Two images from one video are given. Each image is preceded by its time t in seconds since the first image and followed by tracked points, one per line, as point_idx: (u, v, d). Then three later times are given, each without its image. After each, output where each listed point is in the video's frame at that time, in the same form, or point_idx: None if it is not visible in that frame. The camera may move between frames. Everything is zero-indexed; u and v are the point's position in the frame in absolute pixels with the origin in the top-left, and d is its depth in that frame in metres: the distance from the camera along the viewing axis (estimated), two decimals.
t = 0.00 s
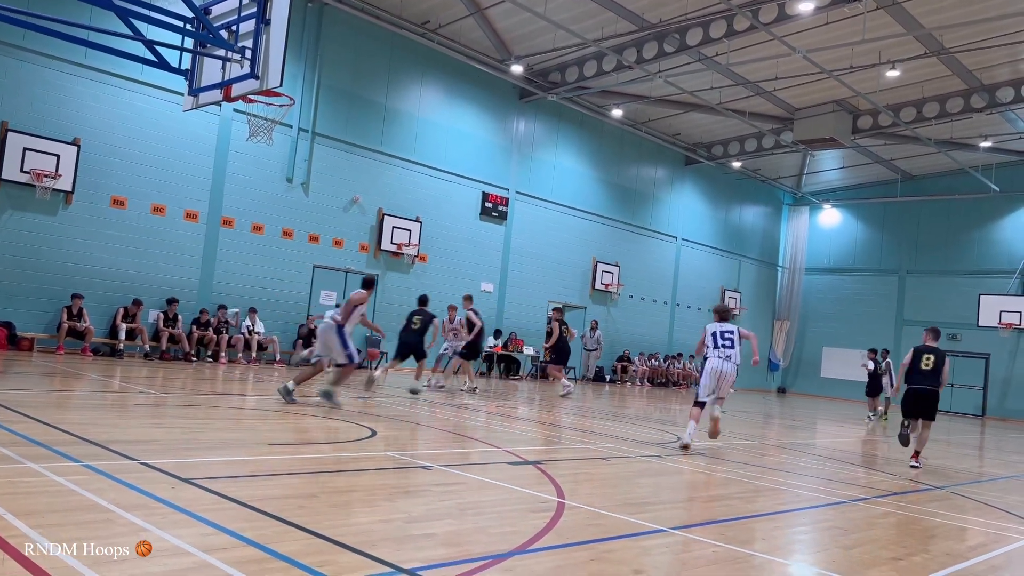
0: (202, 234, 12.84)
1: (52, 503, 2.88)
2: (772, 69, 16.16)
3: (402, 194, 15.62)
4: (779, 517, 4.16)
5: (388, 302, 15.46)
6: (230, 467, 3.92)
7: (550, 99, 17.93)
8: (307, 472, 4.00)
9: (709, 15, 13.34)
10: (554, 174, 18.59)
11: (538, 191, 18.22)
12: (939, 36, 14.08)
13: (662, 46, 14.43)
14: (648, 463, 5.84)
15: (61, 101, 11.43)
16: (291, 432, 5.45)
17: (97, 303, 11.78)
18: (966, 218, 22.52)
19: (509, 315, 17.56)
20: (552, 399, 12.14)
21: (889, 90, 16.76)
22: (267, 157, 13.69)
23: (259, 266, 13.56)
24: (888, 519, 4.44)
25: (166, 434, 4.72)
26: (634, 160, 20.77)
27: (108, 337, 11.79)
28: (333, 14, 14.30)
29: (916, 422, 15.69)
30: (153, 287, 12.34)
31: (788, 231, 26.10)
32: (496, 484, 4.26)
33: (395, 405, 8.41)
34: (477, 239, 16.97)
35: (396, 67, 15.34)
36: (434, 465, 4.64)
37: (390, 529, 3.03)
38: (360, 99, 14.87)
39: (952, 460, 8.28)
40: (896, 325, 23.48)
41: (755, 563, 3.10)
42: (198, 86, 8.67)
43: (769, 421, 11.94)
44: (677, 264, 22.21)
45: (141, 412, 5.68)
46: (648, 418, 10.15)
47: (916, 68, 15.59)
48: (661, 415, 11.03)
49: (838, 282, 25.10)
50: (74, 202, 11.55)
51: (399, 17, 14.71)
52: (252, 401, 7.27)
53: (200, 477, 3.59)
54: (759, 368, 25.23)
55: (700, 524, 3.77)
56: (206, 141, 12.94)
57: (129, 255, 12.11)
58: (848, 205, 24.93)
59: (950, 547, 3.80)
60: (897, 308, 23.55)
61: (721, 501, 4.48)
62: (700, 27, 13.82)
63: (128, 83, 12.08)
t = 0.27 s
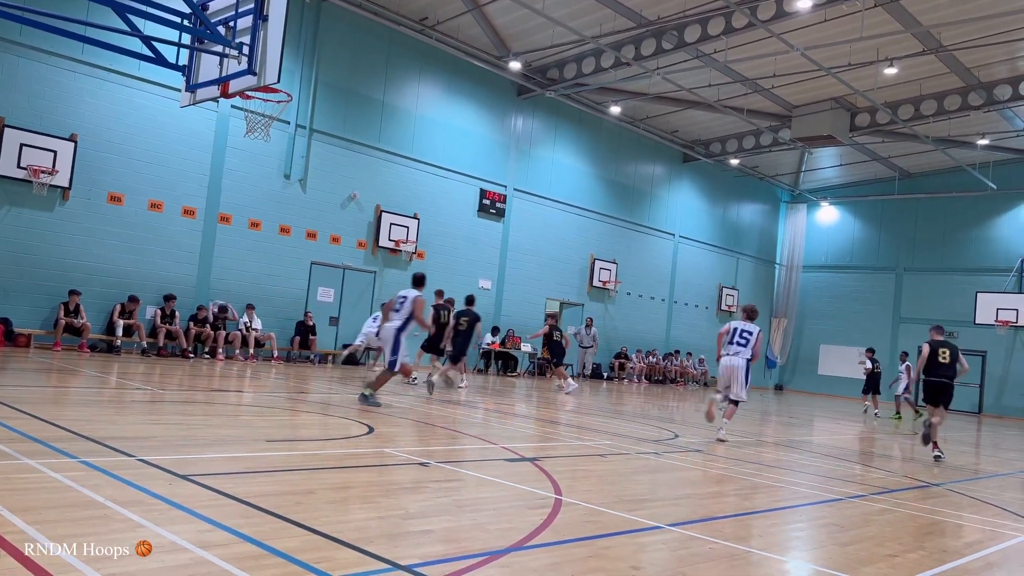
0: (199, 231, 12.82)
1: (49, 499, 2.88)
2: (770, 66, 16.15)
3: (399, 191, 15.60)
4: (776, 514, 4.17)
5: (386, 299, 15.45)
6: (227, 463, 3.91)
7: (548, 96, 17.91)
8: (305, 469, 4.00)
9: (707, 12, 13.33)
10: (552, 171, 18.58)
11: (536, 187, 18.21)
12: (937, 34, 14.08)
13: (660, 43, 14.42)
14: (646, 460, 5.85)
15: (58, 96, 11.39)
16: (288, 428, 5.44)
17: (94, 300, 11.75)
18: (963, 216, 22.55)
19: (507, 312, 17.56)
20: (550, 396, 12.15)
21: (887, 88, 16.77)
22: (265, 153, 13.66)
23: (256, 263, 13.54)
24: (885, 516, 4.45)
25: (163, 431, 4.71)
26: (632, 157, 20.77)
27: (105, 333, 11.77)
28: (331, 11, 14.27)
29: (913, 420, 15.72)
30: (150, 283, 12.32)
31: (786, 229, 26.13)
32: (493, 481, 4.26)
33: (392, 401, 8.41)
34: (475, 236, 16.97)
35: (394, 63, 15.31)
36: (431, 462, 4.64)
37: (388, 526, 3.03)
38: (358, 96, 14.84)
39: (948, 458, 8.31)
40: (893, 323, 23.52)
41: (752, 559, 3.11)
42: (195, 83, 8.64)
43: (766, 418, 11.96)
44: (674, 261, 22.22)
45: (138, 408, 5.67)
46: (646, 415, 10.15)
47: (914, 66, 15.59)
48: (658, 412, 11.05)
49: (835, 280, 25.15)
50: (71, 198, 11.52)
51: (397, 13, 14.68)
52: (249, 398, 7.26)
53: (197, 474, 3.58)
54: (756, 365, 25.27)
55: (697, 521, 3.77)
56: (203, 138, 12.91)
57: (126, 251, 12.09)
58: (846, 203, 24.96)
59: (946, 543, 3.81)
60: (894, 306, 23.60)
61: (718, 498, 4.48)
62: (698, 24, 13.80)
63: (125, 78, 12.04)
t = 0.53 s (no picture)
0: (196, 228, 12.80)
1: (46, 496, 2.87)
2: (769, 64, 16.15)
3: (397, 188, 15.59)
4: (773, 512, 4.18)
5: (383, 296, 15.45)
6: (225, 460, 3.91)
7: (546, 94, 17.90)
8: (303, 466, 4.00)
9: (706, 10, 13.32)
10: (550, 168, 18.57)
11: (534, 185, 18.19)
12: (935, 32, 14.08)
13: (659, 41, 14.41)
14: (643, 457, 5.86)
15: (55, 93, 11.36)
16: (286, 426, 5.44)
17: (91, 296, 11.72)
18: (961, 214, 22.58)
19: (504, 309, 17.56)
20: (548, 393, 12.16)
21: (885, 86, 16.78)
22: (263, 150, 13.63)
23: (254, 260, 13.52)
24: (881, 513, 4.46)
25: (161, 428, 4.71)
26: (630, 155, 20.76)
27: (103, 330, 11.74)
28: (329, 8, 14.24)
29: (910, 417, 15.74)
30: (148, 280, 12.30)
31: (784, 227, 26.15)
32: (491, 478, 4.27)
33: (390, 399, 8.41)
34: (473, 234, 16.96)
35: (392, 60, 15.29)
36: (429, 459, 4.64)
37: (386, 523, 3.04)
38: (356, 93, 14.82)
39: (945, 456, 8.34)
40: (891, 321, 23.56)
41: (749, 557, 3.12)
42: (192, 79, 8.63)
43: (764, 416, 11.98)
44: (672, 259, 22.23)
45: (135, 405, 5.67)
46: (643, 413, 10.16)
47: (911, 64, 15.60)
48: (656, 409, 11.06)
49: (832, 278, 25.20)
50: (68, 195, 11.49)
51: (395, 10, 14.65)
52: (247, 395, 7.26)
53: (195, 471, 3.59)
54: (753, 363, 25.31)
55: (694, 518, 3.78)
56: (201, 134, 12.88)
57: (124, 248, 12.06)
58: (844, 200, 24.99)
59: (943, 541, 3.83)
60: (891, 304, 23.64)
61: (715, 495, 4.50)
62: (696, 21, 13.79)
63: (123, 75, 12.00)
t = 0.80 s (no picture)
0: (194, 224, 12.78)
1: (43, 493, 2.87)
2: (767, 62, 16.15)
3: (395, 185, 15.57)
4: (770, 509, 4.19)
5: (381, 293, 15.44)
6: (222, 457, 3.91)
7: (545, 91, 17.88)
8: (301, 463, 4.01)
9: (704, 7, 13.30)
10: (548, 165, 18.56)
11: (532, 182, 18.20)
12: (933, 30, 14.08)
13: (657, 38, 14.40)
14: (641, 454, 5.87)
15: (52, 89, 11.32)
16: (284, 422, 5.44)
17: (89, 293, 11.71)
18: (958, 212, 22.61)
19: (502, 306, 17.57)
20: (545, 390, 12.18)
21: (883, 83, 16.78)
22: (260, 147, 13.61)
23: (252, 257, 13.51)
24: (877, 511, 4.47)
25: (158, 425, 4.71)
26: (629, 152, 20.76)
27: (100, 327, 11.71)
28: (327, 4, 14.21)
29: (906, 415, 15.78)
30: (145, 277, 12.28)
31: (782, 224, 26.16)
32: (488, 475, 4.28)
33: (388, 396, 8.42)
34: (471, 231, 16.95)
35: (390, 57, 15.26)
36: (426, 456, 4.64)
37: (383, 520, 3.04)
38: (354, 90, 14.79)
39: (941, 453, 8.37)
40: (888, 318, 23.60)
41: (745, 554, 3.13)
42: (190, 76, 8.62)
43: (761, 413, 12.01)
44: (670, 256, 22.24)
45: (133, 402, 5.67)
46: (641, 410, 10.18)
47: (909, 62, 15.61)
48: (654, 406, 11.08)
49: (830, 276, 25.25)
50: (65, 191, 11.46)
51: (393, 7, 14.63)
52: (245, 392, 7.27)
53: (192, 468, 3.58)
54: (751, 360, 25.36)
55: (691, 515, 3.79)
56: (199, 131, 12.85)
57: (121, 245, 12.04)
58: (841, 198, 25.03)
59: (938, 538, 3.84)
60: (889, 302, 23.68)
61: (712, 492, 4.51)
62: (694, 19, 13.78)
63: (120, 71, 11.98)
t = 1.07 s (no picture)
0: (191, 221, 12.76)
1: (39, 488, 2.87)
2: (765, 59, 16.14)
3: (393, 182, 15.55)
4: (767, 505, 4.20)
5: (379, 290, 15.43)
6: (219, 453, 3.91)
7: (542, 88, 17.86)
8: (298, 459, 4.00)
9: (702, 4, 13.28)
10: (546, 162, 18.55)
11: (530, 179, 18.19)
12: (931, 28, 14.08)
13: (655, 35, 14.38)
14: (638, 451, 5.87)
15: (48, 84, 11.28)
16: (281, 419, 5.43)
17: (86, 289, 11.68)
18: (955, 210, 22.63)
19: (500, 303, 17.58)
20: (543, 387, 12.19)
21: (881, 81, 16.79)
22: (257, 143, 13.58)
23: (250, 253, 13.49)
24: (874, 507, 4.48)
25: (155, 421, 4.70)
26: (627, 149, 20.75)
27: (97, 323, 11.68)
28: None
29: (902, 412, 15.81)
30: (142, 273, 12.25)
31: (779, 221, 26.17)
32: (486, 472, 4.28)
33: (385, 392, 8.42)
34: (469, 228, 16.94)
35: (387, 53, 15.22)
36: (422, 453, 4.64)
37: (381, 516, 3.04)
38: (351, 86, 14.76)
39: (939, 450, 8.38)
40: (886, 316, 23.64)
41: (742, 550, 3.13)
42: (187, 71, 8.59)
43: (759, 410, 12.02)
44: (668, 253, 22.25)
45: (130, 398, 5.67)
46: (639, 407, 10.20)
47: (907, 59, 15.61)
48: (652, 403, 11.09)
49: (828, 273, 25.28)
50: (62, 187, 11.42)
51: (391, 3, 14.59)
52: (242, 388, 7.26)
53: (189, 464, 3.58)
54: (748, 357, 25.39)
55: (687, 511, 3.80)
56: (196, 127, 12.82)
57: (118, 241, 12.01)
58: (839, 195, 25.06)
59: (935, 535, 3.85)
60: (886, 299, 23.72)
61: (710, 489, 4.52)
62: (693, 16, 13.77)
63: (117, 67, 11.94)
